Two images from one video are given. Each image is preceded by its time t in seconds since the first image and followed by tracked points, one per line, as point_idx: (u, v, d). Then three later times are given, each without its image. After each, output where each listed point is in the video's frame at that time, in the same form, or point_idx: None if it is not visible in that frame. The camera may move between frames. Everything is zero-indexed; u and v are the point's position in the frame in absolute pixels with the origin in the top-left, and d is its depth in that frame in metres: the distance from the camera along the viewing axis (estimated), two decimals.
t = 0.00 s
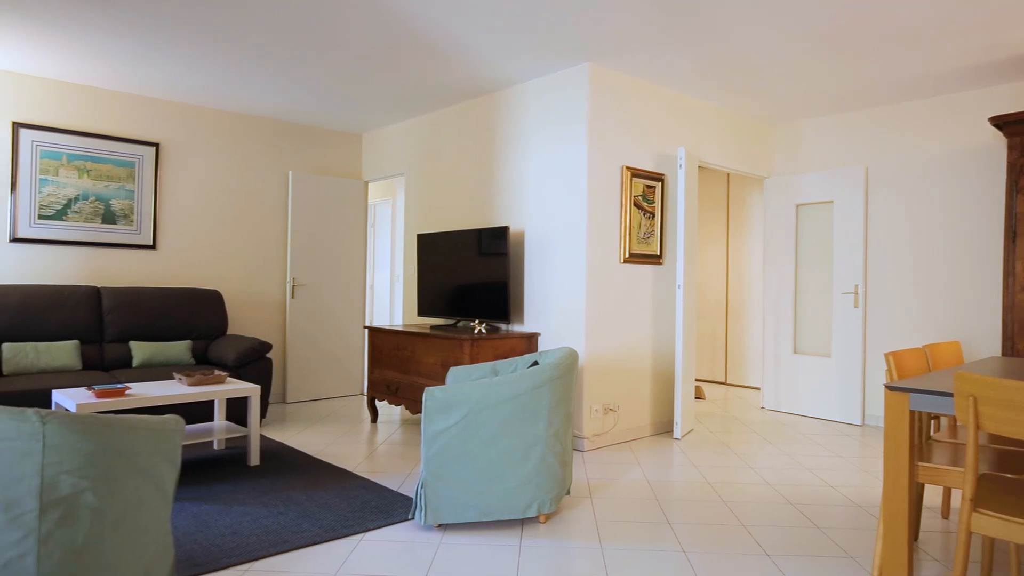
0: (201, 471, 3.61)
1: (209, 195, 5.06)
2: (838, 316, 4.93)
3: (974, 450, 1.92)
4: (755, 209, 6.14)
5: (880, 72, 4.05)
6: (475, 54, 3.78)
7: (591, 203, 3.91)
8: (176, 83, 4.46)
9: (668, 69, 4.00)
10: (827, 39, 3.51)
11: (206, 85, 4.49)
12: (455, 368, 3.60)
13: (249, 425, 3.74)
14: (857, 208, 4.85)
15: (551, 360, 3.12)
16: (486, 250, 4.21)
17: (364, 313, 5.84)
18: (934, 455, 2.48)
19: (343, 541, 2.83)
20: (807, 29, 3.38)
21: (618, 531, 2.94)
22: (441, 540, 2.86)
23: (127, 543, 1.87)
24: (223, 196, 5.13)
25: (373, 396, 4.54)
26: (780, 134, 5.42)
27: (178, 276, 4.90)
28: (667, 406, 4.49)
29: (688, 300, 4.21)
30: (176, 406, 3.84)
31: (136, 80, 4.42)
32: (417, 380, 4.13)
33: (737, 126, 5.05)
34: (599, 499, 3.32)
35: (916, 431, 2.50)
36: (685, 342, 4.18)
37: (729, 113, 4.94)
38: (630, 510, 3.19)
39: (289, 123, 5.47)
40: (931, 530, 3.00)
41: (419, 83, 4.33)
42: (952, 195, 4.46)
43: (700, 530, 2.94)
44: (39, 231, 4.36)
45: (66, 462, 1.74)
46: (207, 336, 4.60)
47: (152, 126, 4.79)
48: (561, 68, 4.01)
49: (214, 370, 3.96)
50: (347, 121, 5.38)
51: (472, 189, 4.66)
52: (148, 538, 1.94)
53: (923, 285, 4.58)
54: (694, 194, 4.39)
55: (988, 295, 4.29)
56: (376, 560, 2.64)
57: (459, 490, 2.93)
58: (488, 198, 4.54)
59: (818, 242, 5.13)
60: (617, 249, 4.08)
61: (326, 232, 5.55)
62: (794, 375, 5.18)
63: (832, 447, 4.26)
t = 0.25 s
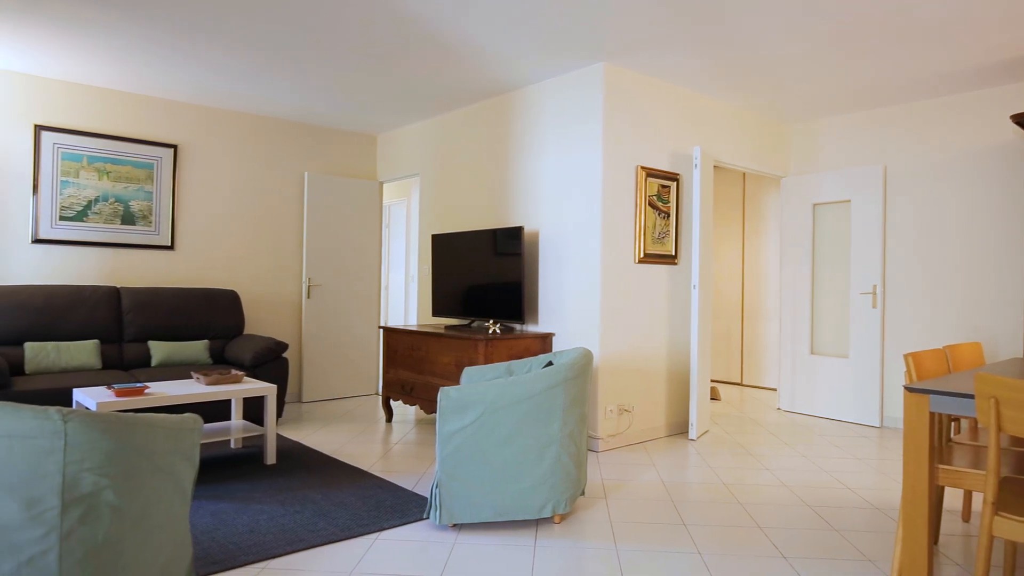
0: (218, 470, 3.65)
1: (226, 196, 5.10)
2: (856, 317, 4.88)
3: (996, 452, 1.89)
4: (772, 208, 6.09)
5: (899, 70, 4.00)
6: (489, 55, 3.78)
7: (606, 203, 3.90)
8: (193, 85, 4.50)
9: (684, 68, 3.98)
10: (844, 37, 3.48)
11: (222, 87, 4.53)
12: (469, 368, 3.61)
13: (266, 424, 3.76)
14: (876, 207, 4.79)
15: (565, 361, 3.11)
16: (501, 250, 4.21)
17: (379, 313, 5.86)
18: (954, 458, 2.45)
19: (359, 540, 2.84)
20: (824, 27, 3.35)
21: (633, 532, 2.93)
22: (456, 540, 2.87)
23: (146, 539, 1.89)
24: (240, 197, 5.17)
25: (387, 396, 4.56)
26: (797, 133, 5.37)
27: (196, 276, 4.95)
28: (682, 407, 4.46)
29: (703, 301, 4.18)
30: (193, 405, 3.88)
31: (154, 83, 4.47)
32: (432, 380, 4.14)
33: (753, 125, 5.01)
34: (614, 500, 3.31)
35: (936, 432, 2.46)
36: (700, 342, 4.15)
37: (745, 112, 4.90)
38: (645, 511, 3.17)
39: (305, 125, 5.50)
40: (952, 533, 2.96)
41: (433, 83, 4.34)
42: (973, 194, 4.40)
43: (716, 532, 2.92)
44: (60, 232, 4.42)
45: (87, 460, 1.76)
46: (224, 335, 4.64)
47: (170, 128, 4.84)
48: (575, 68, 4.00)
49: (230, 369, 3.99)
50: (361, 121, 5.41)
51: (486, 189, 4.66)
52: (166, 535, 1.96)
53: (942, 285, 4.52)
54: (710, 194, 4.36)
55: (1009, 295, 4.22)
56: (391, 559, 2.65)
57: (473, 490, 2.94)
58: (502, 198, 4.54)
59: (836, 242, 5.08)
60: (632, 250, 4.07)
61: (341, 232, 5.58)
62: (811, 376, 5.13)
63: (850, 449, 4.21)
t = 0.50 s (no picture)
0: (235, 468, 3.68)
1: (242, 198, 5.14)
2: (874, 317, 4.82)
3: (1019, 455, 1.86)
4: (788, 208, 6.04)
5: (918, 67, 3.96)
6: (504, 55, 3.79)
7: (620, 203, 3.89)
8: (210, 87, 4.55)
9: (699, 68, 3.96)
10: (862, 35, 3.44)
11: (239, 89, 4.58)
12: (484, 368, 3.61)
13: (282, 423, 3.79)
14: (894, 207, 4.74)
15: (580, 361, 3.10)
16: (515, 251, 4.21)
17: (394, 313, 5.88)
18: (975, 460, 2.41)
19: (374, 539, 2.85)
20: (842, 25, 3.31)
21: (649, 533, 2.92)
22: (471, 540, 2.87)
23: (167, 535, 1.92)
24: (256, 198, 5.21)
25: (402, 396, 4.57)
26: (813, 131, 5.32)
27: (213, 276, 5.00)
28: (697, 408, 4.44)
29: (719, 301, 4.16)
30: (211, 404, 3.92)
31: (172, 86, 4.52)
32: (447, 380, 4.15)
33: (770, 124, 4.97)
34: (629, 501, 3.30)
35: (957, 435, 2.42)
36: (716, 343, 4.13)
37: (761, 111, 4.87)
38: (661, 512, 3.16)
39: (320, 126, 5.54)
40: (973, 537, 2.92)
41: (448, 84, 4.35)
42: (994, 193, 4.33)
43: (732, 534, 2.90)
44: (81, 233, 4.48)
45: (109, 458, 1.78)
46: (241, 335, 4.68)
47: (188, 130, 4.89)
48: (590, 67, 3.99)
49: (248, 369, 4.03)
50: (376, 122, 5.43)
51: (501, 190, 4.67)
52: (186, 532, 1.98)
53: (962, 285, 4.46)
54: (726, 193, 4.33)
55: None
56: (406, 558, 2.66)
57: (489, 489, 2.94)
58: (517, 199, 4.54)
59: (853, 242, 5.03)
60: (646, 250, 4.05)
61: (356, 232, 5.61)
62: (829, 377, 5.08)
63: (868, 451, 4.16)
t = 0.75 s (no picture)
0: (252, 467, 3.71)
1: (259, 199, 5.19)
2: (893, 318, 4.77)
3: None
4: (805, 207, 5.99)
5: (938, 65, 3.90)
6: (518, 55, 3.79)
7: (635, 203, 3.87)
8: (227, 89, 4.59)
9: (715, 66, 3.94)
10: (880, 32, 3.40)
11: (255, 91, 4.61)
12: (499, 368, 3.62)
13: (298, 423, 3.82)
14: (914, 206, 4.68)
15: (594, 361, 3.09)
16: (529, 251, 4.21)
17: (409, 313, 5.90)
18: (998, 463, 2.37)
19: (389, 538, 2.86)
20: (860, 22, 3.28)
21: (663, 534, 2.91)
22: (485, 540, 2.87)
23: (185, 533, 1.94)
24: (272, 199, 5.25)
25: (417, 396, 4.59)
26: (831, 130, 5.27)
27: (229, 277, 5.05)
28: (713, 409, 4.41)
29: (734, 301, 4.13)
30: (228, 403, 3.95)
31: (190, 88, 4.57)
32: (461, 381, 4.15)
33: (786, 123, 4.93)
34: (644, 502, 3.28)
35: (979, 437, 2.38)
36: (732, 343, 4.10)
37: (777, 110, 4.83)
38: (676, 514, 3.14)
39: (335, 127, 5.57)
40: (995, 541, 2.87)
41: (462, 84, 4.36)
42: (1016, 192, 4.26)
43: (749, 536, 2.88)
44: (101, 234, 4.54)
45: (129, 456, 1.80)
46: (258, 335, 4.72)
47: (205, 132, 4.94)
48: (605, 67, 3.98)
49: (264, 369, 4.06)
50: (391, 123, 5.46)
51: (515, 190, 4.67)
52: (204, 530, 2.00)
53: (983, 286, 4.40)
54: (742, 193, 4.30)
55: None
56: (421, 558, 2.66)
57: (503, 490, 2.94)
58: (531, 199, 4.54)
59: (871, 242, 4.97)
60: (661, 250, 4.03)
61: (371, 233, 5.63)
62: (846, 378, 5.03)
63: (886, 453, 4.12)
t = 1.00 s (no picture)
0: (268, 466, 3.74)
1: (274, 199, 5.23)
2: (911, 319, 4.71)
3: None
4: (822, 207, 5.94)
5: (957, 62, 3.85)
6: (533, 55, 3.79)
7: (650, 203, 3.86)
8: (243, 91, 4.63)
9: (731, 65, 3.91)
10: (898, 30, 3.37)
11: (271, 93, 4.65)
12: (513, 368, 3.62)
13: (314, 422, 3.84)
14: (933, 205, 4.62)
15: (609, 362, 3.09)
16: (544, 251, 4.20)
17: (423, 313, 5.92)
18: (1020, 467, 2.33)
19: (404, 538, 2.87)
20: (878, 20, 3.24)
21: (679, 536, 2.89)
22: (500, 540, 2.87)
23: (202, 531, 1.96)
24: (288, 200, 5.29)
25: (431, 395, 4.60)
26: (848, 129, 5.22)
27: (246, 277, 5.09)
28: (729, 410, 4.38)
29: (750, 301, 4.10)
30: (245, 402, 3.98)
31: (206, 90, 4.62)
32: (475, 381, 4.16)
33: (803, 122, 4.89)
34: (659, 503, 3.27)
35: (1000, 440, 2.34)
36: (748, 344, 4.07)
37: (794, 109, 4.79)
38: (691, 515, 3.12)
39: (350, 128, 5.60)
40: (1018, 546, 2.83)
41: (476, 85, 4.36)
42: None
43: (765, 538, 2.86)
44: (120, 235, 4.59)
45: (147, 454, 1.83)
46: (274, 335, 4.75)
47: (222, 133, 4.99)
48: (619, 67, 3.97)
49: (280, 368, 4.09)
50: (405, 124, 5.48)
51: (530, 190, 4.67)
52: (220, 528, 2.01)
53: (1004, 286, 4.33)
54: (758, 192, 4.27)
55: None
56: (435, 557, 2.67)
57: (518, 490, 2.94)
58: (546, 199, 4.54)
59: (889, 242, 4.92)
60: (676, 250, 4.01)
61: (385, 233, 5.66)
62: (864, 379, 4.98)
63: (905, 455, 4.07)
